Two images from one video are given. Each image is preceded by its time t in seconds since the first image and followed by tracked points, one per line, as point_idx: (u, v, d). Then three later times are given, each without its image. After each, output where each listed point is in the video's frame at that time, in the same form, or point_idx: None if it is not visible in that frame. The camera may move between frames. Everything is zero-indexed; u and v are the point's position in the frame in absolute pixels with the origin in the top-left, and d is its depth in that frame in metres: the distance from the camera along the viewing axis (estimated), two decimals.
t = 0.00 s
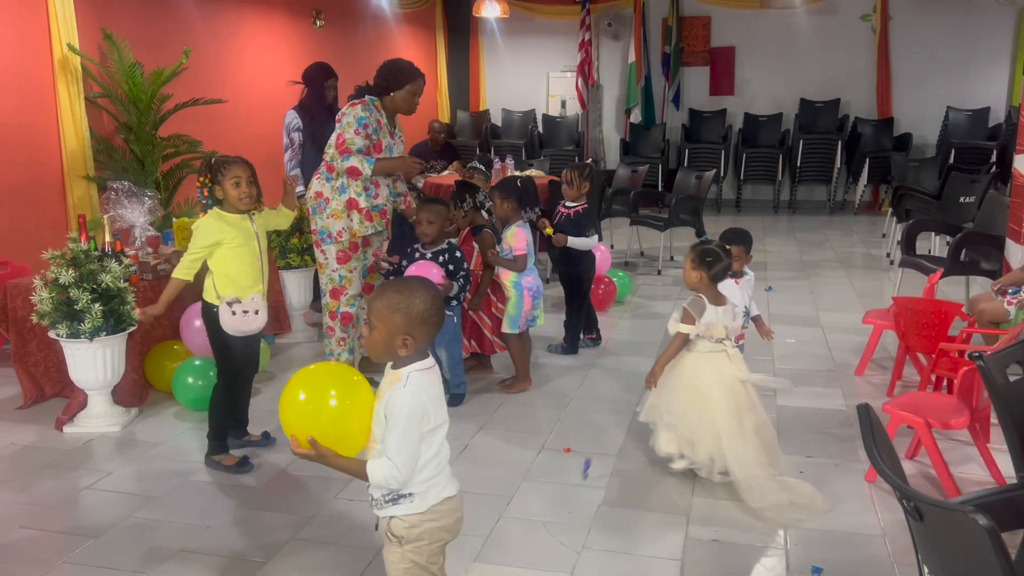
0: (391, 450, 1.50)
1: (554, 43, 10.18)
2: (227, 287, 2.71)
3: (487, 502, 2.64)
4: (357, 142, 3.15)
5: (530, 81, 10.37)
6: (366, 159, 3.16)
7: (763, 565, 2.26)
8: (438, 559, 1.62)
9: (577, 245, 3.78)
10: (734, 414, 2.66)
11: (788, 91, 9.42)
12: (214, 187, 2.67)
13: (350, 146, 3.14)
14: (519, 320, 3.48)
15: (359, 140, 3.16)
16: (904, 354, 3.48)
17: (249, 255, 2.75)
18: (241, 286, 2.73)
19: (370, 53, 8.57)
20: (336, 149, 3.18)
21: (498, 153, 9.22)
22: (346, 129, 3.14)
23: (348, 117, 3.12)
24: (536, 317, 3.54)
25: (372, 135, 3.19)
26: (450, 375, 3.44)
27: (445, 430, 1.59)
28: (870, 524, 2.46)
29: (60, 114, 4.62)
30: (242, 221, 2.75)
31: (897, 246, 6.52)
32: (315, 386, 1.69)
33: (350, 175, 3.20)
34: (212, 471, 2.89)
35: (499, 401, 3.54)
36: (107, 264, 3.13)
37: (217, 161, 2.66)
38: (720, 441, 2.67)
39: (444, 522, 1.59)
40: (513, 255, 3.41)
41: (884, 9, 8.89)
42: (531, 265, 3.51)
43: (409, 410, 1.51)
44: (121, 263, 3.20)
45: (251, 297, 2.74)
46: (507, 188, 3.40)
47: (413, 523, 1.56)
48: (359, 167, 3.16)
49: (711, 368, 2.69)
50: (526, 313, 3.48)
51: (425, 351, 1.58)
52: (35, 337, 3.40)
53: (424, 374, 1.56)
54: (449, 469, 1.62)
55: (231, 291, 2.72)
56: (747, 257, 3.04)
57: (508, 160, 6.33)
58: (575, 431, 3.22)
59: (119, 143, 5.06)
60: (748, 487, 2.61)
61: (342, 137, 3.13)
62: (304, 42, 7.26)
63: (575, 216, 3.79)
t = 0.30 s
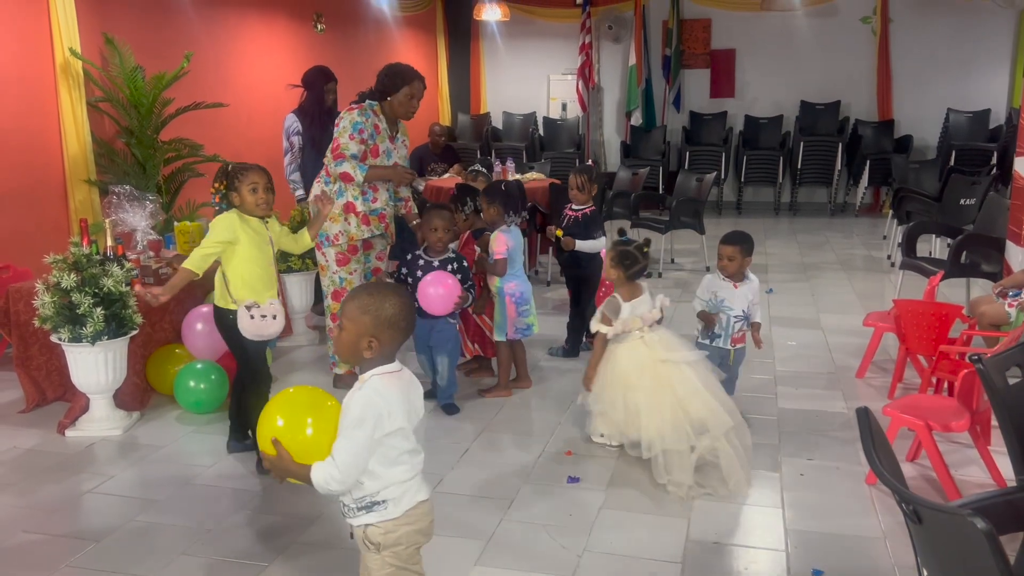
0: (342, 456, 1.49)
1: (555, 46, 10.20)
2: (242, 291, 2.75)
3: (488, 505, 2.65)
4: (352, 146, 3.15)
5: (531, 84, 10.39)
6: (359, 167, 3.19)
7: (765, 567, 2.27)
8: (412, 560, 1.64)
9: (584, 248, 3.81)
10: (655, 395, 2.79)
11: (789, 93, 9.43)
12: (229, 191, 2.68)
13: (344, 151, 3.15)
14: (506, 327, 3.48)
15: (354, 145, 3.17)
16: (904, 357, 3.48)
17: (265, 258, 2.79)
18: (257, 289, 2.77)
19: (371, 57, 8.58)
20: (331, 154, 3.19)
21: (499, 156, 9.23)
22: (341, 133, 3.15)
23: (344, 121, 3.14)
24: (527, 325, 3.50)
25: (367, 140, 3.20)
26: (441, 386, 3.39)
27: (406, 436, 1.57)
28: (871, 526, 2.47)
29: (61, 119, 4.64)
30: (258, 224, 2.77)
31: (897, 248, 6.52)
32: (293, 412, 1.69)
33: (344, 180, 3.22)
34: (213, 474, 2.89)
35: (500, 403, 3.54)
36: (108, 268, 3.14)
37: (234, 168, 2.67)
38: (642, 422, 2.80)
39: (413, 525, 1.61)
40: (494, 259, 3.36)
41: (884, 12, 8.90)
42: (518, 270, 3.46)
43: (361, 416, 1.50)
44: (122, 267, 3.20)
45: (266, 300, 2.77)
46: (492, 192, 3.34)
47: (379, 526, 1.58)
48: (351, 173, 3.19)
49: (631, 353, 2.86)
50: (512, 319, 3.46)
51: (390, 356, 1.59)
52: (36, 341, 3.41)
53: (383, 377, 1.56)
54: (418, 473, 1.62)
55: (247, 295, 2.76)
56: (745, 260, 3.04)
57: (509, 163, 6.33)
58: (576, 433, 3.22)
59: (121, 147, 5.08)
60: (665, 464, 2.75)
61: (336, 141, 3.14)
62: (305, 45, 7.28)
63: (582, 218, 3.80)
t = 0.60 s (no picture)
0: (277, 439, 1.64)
1: (555, 48, 10.21)
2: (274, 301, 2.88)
3: (489, 507, 2.65)
4: (343, 155, 3.14)
5: (531, 86, 10.39)
6: (351, 177, 3.17)
7: (766, 569, 2.27)
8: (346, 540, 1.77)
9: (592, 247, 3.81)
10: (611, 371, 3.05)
11: (789, 95, 9.43)
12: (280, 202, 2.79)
13: (335, 160, 3.15)
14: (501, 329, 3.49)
15: (346, 153, 3.15)
16: (906, 358, 3.48)
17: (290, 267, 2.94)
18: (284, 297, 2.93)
19: (372, 59, 8.59)
20: (323, 162, 3.20)
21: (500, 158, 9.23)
22: (333, 141, 3.14)
23: (336, 129, 3.12)
24: (520, 327, 3.52)
25: (359, 148, 3.18)
26: (399, 393, 3.32)
27: (342, 424, 1.70)
28: (873, 528, 2.46)
29: (63, 122, 4.65)
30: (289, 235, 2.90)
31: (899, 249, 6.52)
32: (244, 390, 2.08)
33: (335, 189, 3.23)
34: (215, 476, 2.90)
35: (501, 405, 3.54)
36: (110, 270, 3.14)
37: (283, 177, 2.79)
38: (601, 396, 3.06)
39: (347, 508, 1.73)
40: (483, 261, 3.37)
41: (884, 13, 8.91)
42: (511, 273, 3.49)
43: (295, 404, 1.64)
44: (124, 269, 3.20)
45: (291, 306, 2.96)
46: (481, 195, 3.42)
47: (314, 505, 1.72)
48: (343, 183, 3.18)
49: (582, 332, 3.09)
50: (506, 321, 3.47)
51: (331, 350, 1.73)
52: (37, 344, 3.41)
53: (322, 370, 1.69)
54: (357, 461, 1.75)
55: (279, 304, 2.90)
56: (745, 262, 3.04)
57: (510, 165, 6.33)
58: (576, 436, 3.22)
59: (122, 149, 5.09)
60: (628, 431, 2.98)
61: (328, 149, 3.14)
62: (306, 48, 7.29)
63: (591, 218, 3.82)
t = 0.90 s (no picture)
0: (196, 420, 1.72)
1: (556, 50, 10.22)
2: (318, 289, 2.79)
3: (489, 509, 2.64)
4: (332, 162, 3.07)
5: (532, 87, 10.39)
6: (341, 185, 3.10)
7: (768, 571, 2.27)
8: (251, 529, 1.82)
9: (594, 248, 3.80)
10: (561, 370, 3.20)
11: (790, 97, 9.43)
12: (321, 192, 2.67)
13: (324, 166, 3.07)
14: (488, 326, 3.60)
15: (333, 160, 3.08)
16: (907, 360, 3.48)
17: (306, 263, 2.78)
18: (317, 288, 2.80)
19: (372, 61, 8.59)
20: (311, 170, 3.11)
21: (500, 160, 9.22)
22: (321, 147, 3.07)
23: (323, 135, 3.05)
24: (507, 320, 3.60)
25: (348, 154, 3.12)
26: (389, 405, 3.22)
27: (263, 418, 1.78)
28: (874, 530, 2.46)
29: (64, 124, 4.65)
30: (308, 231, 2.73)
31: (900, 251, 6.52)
32: (181, 364, 2.00)
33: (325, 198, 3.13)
34: (215, 478, 2.89)
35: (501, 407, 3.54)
36: (111, 272, 3.13)
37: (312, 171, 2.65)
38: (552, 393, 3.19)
39: (256, 499, 1.79)
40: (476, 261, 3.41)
41: (885, 15, 8.91)
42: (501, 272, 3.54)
43: (219, 390, 1.72)
44: (125, 271, 3.19)
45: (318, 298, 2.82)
46: (473, 195, 3.41)
47: (225, 489, 1.80)
48: (333, 191, 3.10)
49: (540, 332, 3.18)
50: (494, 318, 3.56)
51: (262, 344, 1.82)
52: (39, 346, 3.41)
53: (251, 363, 1.78)
54: (274, 458, 1.81)
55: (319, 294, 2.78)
56: (740, 262, 3.02)
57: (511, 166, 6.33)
58: (577, 438, 3.21)
59: (123, 151, 5.09)
60: (577, 428, 3.19)
61: (316, 155, 3.06)
62: (307, 49, 7.30)
63: (594, 218, 3.80)
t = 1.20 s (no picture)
0: (145, 406, 1.82)
1: (556, 51, 10.22)
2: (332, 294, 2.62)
3: (489, 510, 2.64)
4: (326, 166, 3.07)
5: (532, 88, 10.39)
6: (334, 191, 3.10)
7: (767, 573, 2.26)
8: (211, 508, 1.93)
9: (597, 248, 3.79)
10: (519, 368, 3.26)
11: (790, 98, 9.43)
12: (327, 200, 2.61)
13: (319, 170, 3.07)
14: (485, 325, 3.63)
15: (329, 164, 3.08)
16: (908, 361, 3.47)
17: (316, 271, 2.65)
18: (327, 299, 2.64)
19: (372, 61, 8.59)
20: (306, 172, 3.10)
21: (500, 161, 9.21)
22: (316, 150, 3.06)
23: (319, 138, 3.04)
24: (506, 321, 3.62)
25: (343, 159, 3.11)
26: (389, 407, 3.23)
27: (212, 402, 1.89)
28: (874, 531, 2.45)
29: (64, 124, 4.65)
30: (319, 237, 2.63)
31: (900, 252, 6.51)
32: (145, 343, 2.21)
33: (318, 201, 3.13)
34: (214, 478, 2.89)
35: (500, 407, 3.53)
36: (110, 272, 3.13)
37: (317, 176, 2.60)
38: (512, 392, 3.24)
39: (212, 477, 1.91)
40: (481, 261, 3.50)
41: (885, 16, 8.91)
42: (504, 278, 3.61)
43: (164, 378, 1.82)
44: (124, 271, 3.19)
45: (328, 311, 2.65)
46: (469, 196, 3.41)
47: (183, 472, 1.89)
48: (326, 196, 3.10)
49: (495, 329, 3.22)
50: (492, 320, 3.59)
51: (203, 331, 1.91)
52: (37, 346, 3.42)
53: (199, 351, 1.88)
54: (224, 438, 1.92)
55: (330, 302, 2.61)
56: (736, 265, 3.03)
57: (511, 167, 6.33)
58: (576, 439, 3.20)
59: (123, 151, 5.09)
60: (536, 423, 3.26)
61: (310, 158, 3.06)
62: (307, 50, 7.30)
63: (595, 218, 3.79)
